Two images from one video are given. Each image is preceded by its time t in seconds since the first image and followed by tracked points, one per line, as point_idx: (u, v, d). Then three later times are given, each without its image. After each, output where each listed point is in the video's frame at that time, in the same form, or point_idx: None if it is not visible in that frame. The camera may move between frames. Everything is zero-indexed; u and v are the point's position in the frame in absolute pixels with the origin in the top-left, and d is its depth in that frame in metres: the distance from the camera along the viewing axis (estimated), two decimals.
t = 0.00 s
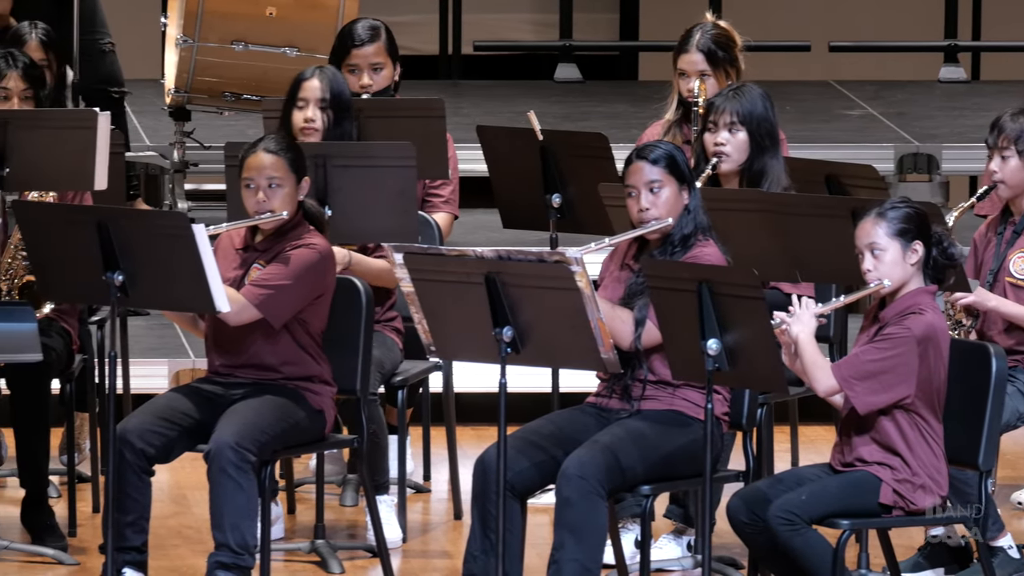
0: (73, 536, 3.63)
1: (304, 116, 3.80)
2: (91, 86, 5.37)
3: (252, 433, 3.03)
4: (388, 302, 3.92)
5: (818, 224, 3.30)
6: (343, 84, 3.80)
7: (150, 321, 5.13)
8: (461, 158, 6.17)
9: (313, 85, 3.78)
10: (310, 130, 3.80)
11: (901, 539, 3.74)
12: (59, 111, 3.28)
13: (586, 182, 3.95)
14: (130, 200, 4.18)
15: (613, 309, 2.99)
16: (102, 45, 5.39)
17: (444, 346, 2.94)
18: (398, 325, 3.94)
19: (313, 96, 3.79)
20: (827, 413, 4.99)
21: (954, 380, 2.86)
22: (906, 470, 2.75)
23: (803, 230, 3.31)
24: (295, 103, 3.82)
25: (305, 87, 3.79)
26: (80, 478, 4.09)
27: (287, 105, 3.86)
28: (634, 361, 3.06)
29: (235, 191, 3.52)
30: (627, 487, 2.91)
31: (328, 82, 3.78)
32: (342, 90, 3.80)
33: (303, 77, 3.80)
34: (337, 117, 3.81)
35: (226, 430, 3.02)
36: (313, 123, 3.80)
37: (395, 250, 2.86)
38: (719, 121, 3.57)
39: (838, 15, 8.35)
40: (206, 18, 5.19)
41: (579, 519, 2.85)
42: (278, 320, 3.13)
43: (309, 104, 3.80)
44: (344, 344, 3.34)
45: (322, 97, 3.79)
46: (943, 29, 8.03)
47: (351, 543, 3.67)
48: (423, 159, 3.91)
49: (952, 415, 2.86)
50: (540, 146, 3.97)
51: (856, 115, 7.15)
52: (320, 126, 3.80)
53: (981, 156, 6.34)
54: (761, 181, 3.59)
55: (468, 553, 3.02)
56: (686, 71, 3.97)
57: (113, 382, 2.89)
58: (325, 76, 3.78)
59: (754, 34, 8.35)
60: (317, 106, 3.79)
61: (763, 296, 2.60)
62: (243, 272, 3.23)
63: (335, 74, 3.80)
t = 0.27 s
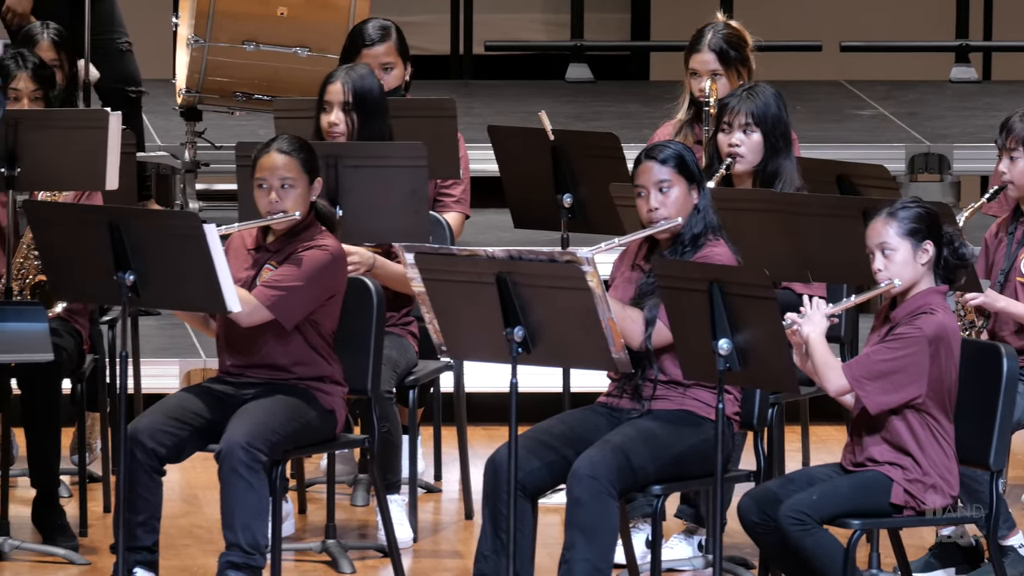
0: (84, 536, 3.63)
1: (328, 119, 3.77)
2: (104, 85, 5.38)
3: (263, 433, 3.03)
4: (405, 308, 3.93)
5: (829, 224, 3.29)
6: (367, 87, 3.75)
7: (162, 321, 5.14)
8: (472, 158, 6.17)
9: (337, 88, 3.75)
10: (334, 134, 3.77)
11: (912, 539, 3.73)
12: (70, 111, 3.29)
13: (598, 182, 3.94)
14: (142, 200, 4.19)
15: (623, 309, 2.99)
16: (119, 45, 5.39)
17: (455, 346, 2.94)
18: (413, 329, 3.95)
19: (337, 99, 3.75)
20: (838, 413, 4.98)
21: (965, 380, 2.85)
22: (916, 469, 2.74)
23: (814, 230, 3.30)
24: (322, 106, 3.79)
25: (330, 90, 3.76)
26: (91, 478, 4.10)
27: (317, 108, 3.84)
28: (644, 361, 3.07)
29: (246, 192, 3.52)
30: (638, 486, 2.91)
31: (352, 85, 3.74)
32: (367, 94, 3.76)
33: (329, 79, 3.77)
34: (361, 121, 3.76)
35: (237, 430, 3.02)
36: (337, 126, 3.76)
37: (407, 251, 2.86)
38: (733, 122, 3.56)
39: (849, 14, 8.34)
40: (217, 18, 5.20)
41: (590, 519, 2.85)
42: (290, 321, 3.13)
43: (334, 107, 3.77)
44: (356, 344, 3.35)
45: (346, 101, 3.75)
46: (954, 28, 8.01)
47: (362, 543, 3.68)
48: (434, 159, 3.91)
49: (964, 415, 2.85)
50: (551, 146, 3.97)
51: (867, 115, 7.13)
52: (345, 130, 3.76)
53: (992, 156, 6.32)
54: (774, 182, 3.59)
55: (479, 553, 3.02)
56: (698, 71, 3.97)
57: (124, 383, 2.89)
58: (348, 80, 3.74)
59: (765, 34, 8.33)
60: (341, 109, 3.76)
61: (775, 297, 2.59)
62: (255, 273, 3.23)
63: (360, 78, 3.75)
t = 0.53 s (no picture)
0: (94, 536, 3.64)
1: (351, 122, 3.76)
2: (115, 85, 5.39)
3: (273, 433, 3.03)
4: (416, 309, 3.93)
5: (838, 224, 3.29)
6: (388, 90, 3.75)
7: (171, 320, 5.14)
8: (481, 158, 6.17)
9: (359, 92, 3.74)
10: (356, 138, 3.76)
11: (921, 539, 3.73)
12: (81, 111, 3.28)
13: (607, 182, 3.94)
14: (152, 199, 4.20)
15: (632, 308, 2.99)
16: (135, 44, 5.39)
17: (465, 347, 2.94)
18: (424, 329, 3.95)
19: (359, 103, 3.75)
20: (848, 414, 4.97)
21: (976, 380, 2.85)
22: (926, 470, 2.74)
23: (824, 230, 3.30)
24: (343, 108, 3.78)
25: (352, 93, 3.75)
26: (101, 478, 4.10)
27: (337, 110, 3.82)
28: (653, 361, 3.07)
29: (256, 192, 3.52)
30: (648, 486, 2.90)
31: (374, 88, 3.74)
32: (388, 96, 3.75)
33: (350, 82, 3.75)
34: (383, 124, 3.77)
35: (247, 430, 3.02)
36: (360, 130, 3.75)
37: (416, 250, 2.86)
38: (744, 123, 3.55)
39: (859, 14, 8.32)
40: (227, 18, 5.21)
41: (599, 519, 2.85)
42: (300, 322, 3.13)
43: (356, 110, 3.76)
44: (366, 344, 3.35)
45: (368, 104, 3.74)
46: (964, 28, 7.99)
47: (372, 543, 3.68)
48: (444, 159, 3.91)
49: (973, 416, 2.84)
50: (561, 146, 3.97)
51: (877, 115, 7.12)
52: (368, 133, 3.76)
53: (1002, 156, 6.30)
54: (784, 182, 3.58)
55: (489, 553, 3.02)
56: (708, 70, 3.96)
57: (134, 383, 2.89)
58: (370, 83, 3.73)
59: (775, 34, 8.33)
60: (363, 113, 3.75)
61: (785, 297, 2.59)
62: (264, 273, 3.23)
63: (381, 80, 3.74)
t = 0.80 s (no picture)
0: (104, 536, 3.64)
1: (370, 123, 3.76)
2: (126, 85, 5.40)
3: (283, 433, 3.03)
4: (426, 309, 3.93)
5: (848, 224, 3.28)
6: (407, 90, 3.78)
7: (181, 320, 5.15)
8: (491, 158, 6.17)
9: (379, 92, 3.75)
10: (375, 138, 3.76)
11: (931, 539, 3.72)
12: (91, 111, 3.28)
13: (617, 182, 3.94)
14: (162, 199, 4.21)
15: (643, 309, 2.98)
16: (143, 44, 5.39)
17: (475, 347, 2.94)
18: (435, 329, 3.95)
19: (379, 103, 3.75)
20: (858, 413, 4.96)
21: (985, 379, 2.84)
22: (936, 470, 2.73)
23: (834, 230, 3.29)
24: (361, 109, 3.77)
25: (371, 94, 3.75)
26: (110, 478, 4.11)
27: (350, 112, 3.81)
28: (665, 361, 3.07)
29: (266, 192, 3.53)
30: (658, 486, 2.90)
31: (394, 89, 3.76)
32: (406, 97, 3.78)
33: (368, 82, 3.76)
34: (401, 124, 3.78)
35: (257, 430, 3.02)
36: (379, 130, 3.76)
37: (425, 250, 2.85)
38: (754, 123, 3.55)
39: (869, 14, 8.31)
40: (237, 18, 5.21)
41: (609, 519, 2.85)
42: (310, 322, 3.13)
43: (375, 111, 3.76)
44: (376, 344, 3.35)
45: (388, 105, 3.76)
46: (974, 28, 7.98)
47: (382, 543, 3.68)
48: (454, 159, 3.91)
49: (983, 416, 2.84)
50: (571, 147, 3.97)
51: (887, 115, 7.11)
52: (386, 133, 3.76)
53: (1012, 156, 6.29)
54: (795, 182, 3.57)
55: (499, 553, 3.02)
56: (718, 70, 3.96)
57: (144, 383, 2.90)
58: (390, 84, 3.75)
59: (785, 34, 8.32)
60: (382, 113, 3.76)
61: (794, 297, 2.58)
62: (274, 274, 3.23)
63: (401, 81, 3.77)
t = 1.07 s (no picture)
0: (115, 536, 3.65)
1: (384, 116, 3.76)
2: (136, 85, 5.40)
3: (294, 433, 3.03)
4: (437, 309, 3.93)
5: (860, 224, 3.28)
6: (429, 94, 3.77)
7: (192, 320, 5.15)
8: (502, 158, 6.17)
9: (398, 88, 3.75)
10: (387, 132, 3.77)
11: (943, 538, 3.71)
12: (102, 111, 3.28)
13: (628, 182, 3.94)
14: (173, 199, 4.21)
15: (655, 309, 2.97)
16: (152, 44, 5.39)
17: (486, 346, 2.93)
18: (446, 329, 3.95)
19: (396, 99, 3.76)
20: (869, 413, 4.95)
21: (997, 379, 2.83)
22: (948, 470, 2.72)
23: (845, 230, 3.29)
24: (379, 103, 3.79)
25: (390, 89, 3.76)
26: (122, 478, 4.11)
27: (368, 104, 3.83)
28: (676, 361, 3.06)
29: (277, 192, 3.54)
30: (669, 486, 2.90)
31: (415, 89, 3.76)
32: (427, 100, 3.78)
33: (389, 78, 3.77)
34: (418, 124, 3.77)
35: (268, 430, 3.02)
36: (393, 125, 3.76)
37: (437, 250, 2.85)
38: (766, 123, 3.55)
39: (880, 13, 8.29)
40: (248, 18, 5.22)
41: (621, 519, 2.84)
42: (321, 322, 3.13)
43: (392, 106, 3.77)
44: (386, 343, 3.35)
45: (406, 103, 3.76)
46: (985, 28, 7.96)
47: (393, 543, 3.68)
48: (465, 159, 3.91)
49: (994, 416, 2.83)
50: (582, 146, 3.96)
51: (898, 115, 7.09)
52: (400, 130, 3.76)
53: None
54: (806, 182, 3.56)
55: (510, 553, 3.02)
56: (727, 70, 3.96)
57: (155, 382, 2.90)
58: (412, 83, 3.75)
59: (796, 34, 8.30)
60: (399, 110, 3.76)
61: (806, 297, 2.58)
62: (285, 273, 3.24)
63: (424, 84, 3.77)
